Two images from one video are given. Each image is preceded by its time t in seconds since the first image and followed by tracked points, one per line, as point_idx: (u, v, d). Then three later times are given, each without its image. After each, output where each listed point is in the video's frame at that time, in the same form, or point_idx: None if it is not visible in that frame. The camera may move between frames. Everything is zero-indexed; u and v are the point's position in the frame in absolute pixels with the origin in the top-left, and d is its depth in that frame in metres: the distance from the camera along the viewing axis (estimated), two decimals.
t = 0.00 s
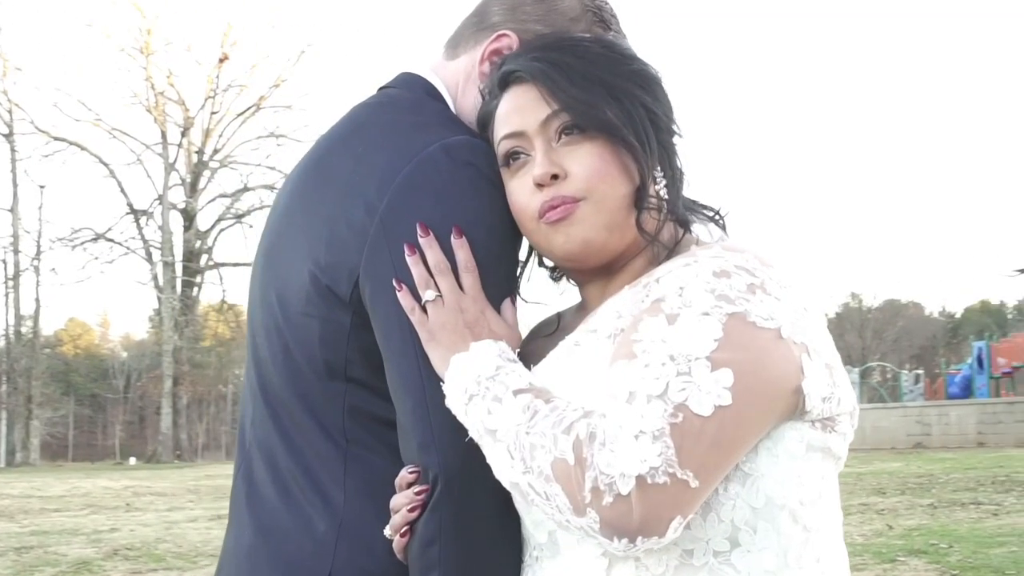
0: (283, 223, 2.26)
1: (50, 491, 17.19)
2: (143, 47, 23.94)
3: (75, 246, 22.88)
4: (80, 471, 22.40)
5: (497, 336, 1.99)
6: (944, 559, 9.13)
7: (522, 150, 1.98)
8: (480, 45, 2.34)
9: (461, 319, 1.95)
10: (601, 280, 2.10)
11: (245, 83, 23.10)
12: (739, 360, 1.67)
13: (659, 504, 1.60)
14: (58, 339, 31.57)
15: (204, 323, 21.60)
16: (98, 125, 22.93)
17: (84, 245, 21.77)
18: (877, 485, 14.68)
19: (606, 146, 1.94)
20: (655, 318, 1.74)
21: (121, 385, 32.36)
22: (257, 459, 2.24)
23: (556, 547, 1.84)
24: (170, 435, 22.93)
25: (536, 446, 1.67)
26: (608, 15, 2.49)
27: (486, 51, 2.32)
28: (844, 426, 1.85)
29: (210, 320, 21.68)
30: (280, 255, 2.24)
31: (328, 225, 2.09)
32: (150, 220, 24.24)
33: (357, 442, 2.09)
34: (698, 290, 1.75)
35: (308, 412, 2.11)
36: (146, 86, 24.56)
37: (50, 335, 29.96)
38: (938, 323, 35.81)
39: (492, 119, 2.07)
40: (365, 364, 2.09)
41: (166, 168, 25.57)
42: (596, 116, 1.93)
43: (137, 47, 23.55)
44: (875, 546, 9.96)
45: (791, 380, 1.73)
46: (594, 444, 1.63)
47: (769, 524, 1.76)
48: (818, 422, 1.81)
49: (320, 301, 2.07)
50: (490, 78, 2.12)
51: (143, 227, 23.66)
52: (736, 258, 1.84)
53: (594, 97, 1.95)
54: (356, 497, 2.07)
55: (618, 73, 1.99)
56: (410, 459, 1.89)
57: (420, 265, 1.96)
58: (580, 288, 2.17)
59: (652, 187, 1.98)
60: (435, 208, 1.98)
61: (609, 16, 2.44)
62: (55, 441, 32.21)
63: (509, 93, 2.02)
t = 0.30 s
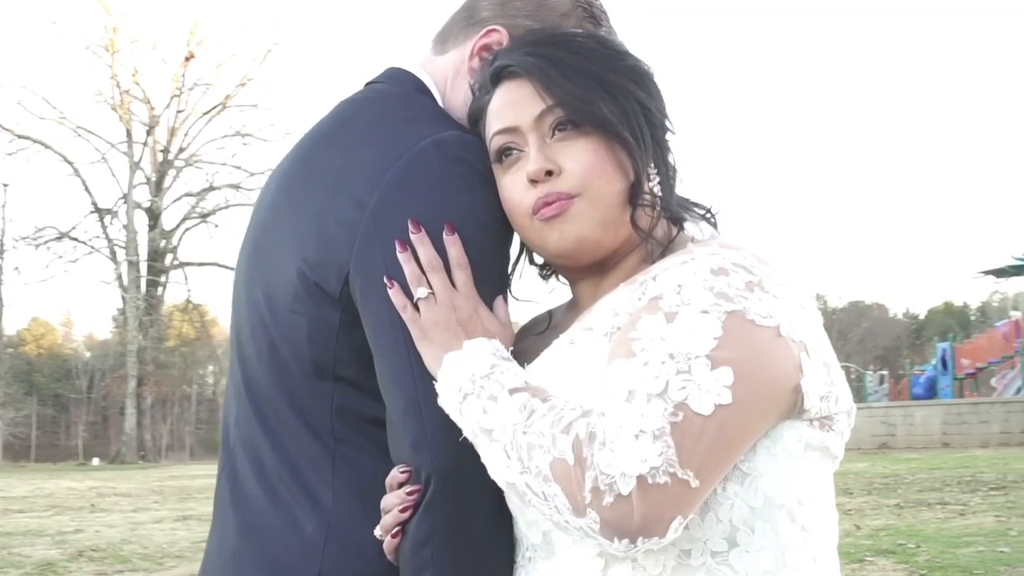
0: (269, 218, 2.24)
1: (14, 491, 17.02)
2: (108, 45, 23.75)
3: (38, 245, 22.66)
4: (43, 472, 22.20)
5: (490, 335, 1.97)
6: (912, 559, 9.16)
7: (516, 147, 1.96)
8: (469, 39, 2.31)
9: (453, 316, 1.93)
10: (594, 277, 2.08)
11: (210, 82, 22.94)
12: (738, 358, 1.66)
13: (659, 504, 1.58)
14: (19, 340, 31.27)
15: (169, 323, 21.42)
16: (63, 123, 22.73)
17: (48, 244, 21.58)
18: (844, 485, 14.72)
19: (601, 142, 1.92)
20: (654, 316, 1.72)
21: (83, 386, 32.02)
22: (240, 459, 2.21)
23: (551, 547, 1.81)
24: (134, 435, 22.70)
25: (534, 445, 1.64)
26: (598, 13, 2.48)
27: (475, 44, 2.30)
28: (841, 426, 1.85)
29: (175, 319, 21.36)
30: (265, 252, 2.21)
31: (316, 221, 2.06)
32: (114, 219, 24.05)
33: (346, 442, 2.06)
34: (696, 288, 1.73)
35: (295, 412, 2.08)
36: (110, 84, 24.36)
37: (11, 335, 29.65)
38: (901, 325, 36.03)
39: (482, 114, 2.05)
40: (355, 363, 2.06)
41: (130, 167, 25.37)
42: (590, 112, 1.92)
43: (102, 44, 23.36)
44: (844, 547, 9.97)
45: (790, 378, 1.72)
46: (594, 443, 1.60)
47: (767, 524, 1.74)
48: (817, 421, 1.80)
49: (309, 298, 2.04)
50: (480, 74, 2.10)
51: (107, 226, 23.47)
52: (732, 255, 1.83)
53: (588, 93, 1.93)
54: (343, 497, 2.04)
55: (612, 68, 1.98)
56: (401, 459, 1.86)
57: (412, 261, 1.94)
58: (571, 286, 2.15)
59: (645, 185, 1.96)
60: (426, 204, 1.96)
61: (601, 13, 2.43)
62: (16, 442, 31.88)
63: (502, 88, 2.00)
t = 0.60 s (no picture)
0: (256, 211, 2.20)
1: None
2: (67, 41, 23.55)
3: None
4: None
5: (485, 331, 1.94)
6: (874, 559, 9.19)
7: (511, 141, 1.94)
8: (458, 33, 2.29)
9: (449, 313, 1.90)
10: (588, 273, 2.06)
11: (171, 79, 22.80)
12: (742, 356, 1.64)
13: (666, 502, 1.56)
14: None
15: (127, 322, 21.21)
16: (22, 119, 22.51)
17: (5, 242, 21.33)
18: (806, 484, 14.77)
19: (597, 137, 1.90)
20: (656, 312, 1.70)
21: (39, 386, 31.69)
22: (225, 456, 2.17)
23: (548, 547, 1.79)
24: (91, 435, 22.19)
25: (536, 443, 1.61)
26: (589, 8, 2.44)
27: (464, 38, 2.27)
28: (841, 422, 1.83)
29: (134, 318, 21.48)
30: (252, 246, 2.17)
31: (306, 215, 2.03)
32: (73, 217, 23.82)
33: (337, 440, 2.02)
34: (697, 284, 1.71)
35: (284, 409, 2.04)
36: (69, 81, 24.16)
37: None
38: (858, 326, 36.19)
39: (475, 109, 2.02)
40: (345, 360, 2.03)
41: (88, 165, 25.17)
42: (587, 106, 1.89)
43: (62, 41, 23.16)
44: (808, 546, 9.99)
45: (793, 375, 1.70)
46: (598, 440, 1.58)
47: (769, 522, 1.72)
48: (817, 419, 1.78)
49: (298, 294, 2.01)
50: (472, 68, 2.07)
51: (65, 224, 23.24)
52: (732, 251, 1.81)
53: (584, 87, 1.91)
54: (333, 495, 2.01)
55: (607, 61, 1.96)
56: (394, 457, 1.82)
57: (406, 256, 1.91)
58: (564, 281, 2.13)
59: (643, 179, 1.94)
60: (419, 198, 1.93)
61: (594, 7, 2.40)
62: None
63: (495, 82, 1.98)
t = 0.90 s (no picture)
0: (252, 206, 2.17)
1: None
2: (37, 38, 23.39)
3: None
4: None
5: (488, 328, 1.92)
6: (849, 558, 9.19)
7: (513, 136, 1.92)
8: (457, 28, 2.26)
9: (452, 309, 1.88)
10: (589, 270, 2.04)
11: (142, 77, 22.65)
12: (752, 354, 1.63)
13: (679, 500, 1.55)
14: None
15: (96, 321, 21.05)
16: None
17: None
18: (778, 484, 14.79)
19: (602, 133, 1.88)
20: (665, 309, 1.68)
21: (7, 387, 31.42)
22: (220, 454, 2.14)
23: (553, 547, 1.77)
24: (60, 435, 21.65)
25: (545, 441, 1.60)
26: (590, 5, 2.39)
27: (463, 33, 2.25)
28: (848, 420, 1.82)
29: (103, 317, 21.31)
30: (247, 242, 2.14)
31: (304, 211, 2.01)
32: (41, 215, 23.64)
33: (335, 438, 2.00)
34: (706, 281, 1.69)
35: (282, 407, 2.02)
36: (39, 79, 23.99)
37: None
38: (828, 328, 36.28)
39: (474, 105, 2.00)
40: (344, 358, 2.00)
41: (58, 163, 24.99)
42: (590, 102, 1.87)
43: (32, 37, 22.99)
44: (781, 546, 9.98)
45: (800, 373, 1.69)
46: (610, 438, 1.56)
47: (777, 519, 1.71)
48: (824, 417, 1.77)
49: (297, 289, 1.98)
50: (472, 63, 2.05)
51: (34, 222, 23.05)
52: (737, 248, 1.80)
53: (588, 83, 1.89)
54: (332, 495, 1.98)
55: (610, 57, 1.95)
56: (396, 455, 1.80)
57: (407, 252, 1.88)
58: (565, 277, 2.11)
59: (646, 175, 1.92)
60: (420, 194, 1.91)
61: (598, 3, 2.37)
62: None
63: (495, 77, 1.95)
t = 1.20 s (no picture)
0: (252, 203, 2.14)
1: None
2: None
3: None
4: None
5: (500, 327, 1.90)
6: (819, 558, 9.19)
7: (524, 132, 1.89)
8: (460, 23, 2.23)
9: (464, 305, 1.86)
10: (597, 268, 2.02)
11: (104, 75, 22.44)
12: (770, 350, 1.62)
13: (701, 500, 1.54)
14: None
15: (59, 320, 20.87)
16: None
17: None
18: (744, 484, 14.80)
19: (613, 131, 1.86)
20: (683, 307, 1.66)
21: None
22: (219, 452, 2.11)
23: (566, 546, 1.75)
24: (21, 435, 21.25)
25: (564, 440, 1.58)
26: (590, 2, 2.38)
27: (466, 27, 2.22)
28: (861, 420, 1.80)
29: (65, 316, 21.37)
30: (249, 238, 2.11)
31: (310, 205, 1.97)
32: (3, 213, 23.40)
33: (338, 437, 1.97)
34: (724, 279, 1.68)
35: (285, 406, 1.99)
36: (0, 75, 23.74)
37: None
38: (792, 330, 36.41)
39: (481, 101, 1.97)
40: (348, 356, 1.97)
41: (19, 161, 24.75)
42: (602, 99, 1.85)
43: None
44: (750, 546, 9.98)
45: (818, 371, 1.67)
46: (633, 437, 1.54)
47: (793, 518, 1.70)
48: (839, 416, 1.75)
49: (301, 286, 1.95)
50: (477, 59, 2.02)
51: None
52: (751, 247, 1.78)
53: (600, 79, 1.87)
54: (337, 495, 1.95)
55: (620, 52, 1.93)
56: (405, 455, 1.77)
57: (417, 249, 1.86)
58: (570, 275, 2.09)
59: (657, 172, 1.91)
60: (429, 188, 1.88)
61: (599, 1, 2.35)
62: None
63: (503, 72, 1.93)
